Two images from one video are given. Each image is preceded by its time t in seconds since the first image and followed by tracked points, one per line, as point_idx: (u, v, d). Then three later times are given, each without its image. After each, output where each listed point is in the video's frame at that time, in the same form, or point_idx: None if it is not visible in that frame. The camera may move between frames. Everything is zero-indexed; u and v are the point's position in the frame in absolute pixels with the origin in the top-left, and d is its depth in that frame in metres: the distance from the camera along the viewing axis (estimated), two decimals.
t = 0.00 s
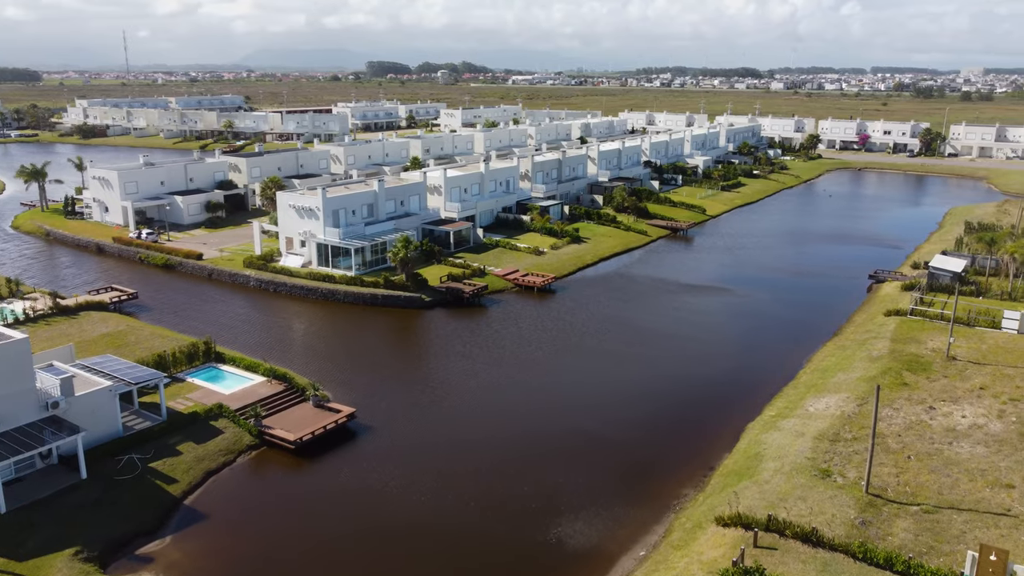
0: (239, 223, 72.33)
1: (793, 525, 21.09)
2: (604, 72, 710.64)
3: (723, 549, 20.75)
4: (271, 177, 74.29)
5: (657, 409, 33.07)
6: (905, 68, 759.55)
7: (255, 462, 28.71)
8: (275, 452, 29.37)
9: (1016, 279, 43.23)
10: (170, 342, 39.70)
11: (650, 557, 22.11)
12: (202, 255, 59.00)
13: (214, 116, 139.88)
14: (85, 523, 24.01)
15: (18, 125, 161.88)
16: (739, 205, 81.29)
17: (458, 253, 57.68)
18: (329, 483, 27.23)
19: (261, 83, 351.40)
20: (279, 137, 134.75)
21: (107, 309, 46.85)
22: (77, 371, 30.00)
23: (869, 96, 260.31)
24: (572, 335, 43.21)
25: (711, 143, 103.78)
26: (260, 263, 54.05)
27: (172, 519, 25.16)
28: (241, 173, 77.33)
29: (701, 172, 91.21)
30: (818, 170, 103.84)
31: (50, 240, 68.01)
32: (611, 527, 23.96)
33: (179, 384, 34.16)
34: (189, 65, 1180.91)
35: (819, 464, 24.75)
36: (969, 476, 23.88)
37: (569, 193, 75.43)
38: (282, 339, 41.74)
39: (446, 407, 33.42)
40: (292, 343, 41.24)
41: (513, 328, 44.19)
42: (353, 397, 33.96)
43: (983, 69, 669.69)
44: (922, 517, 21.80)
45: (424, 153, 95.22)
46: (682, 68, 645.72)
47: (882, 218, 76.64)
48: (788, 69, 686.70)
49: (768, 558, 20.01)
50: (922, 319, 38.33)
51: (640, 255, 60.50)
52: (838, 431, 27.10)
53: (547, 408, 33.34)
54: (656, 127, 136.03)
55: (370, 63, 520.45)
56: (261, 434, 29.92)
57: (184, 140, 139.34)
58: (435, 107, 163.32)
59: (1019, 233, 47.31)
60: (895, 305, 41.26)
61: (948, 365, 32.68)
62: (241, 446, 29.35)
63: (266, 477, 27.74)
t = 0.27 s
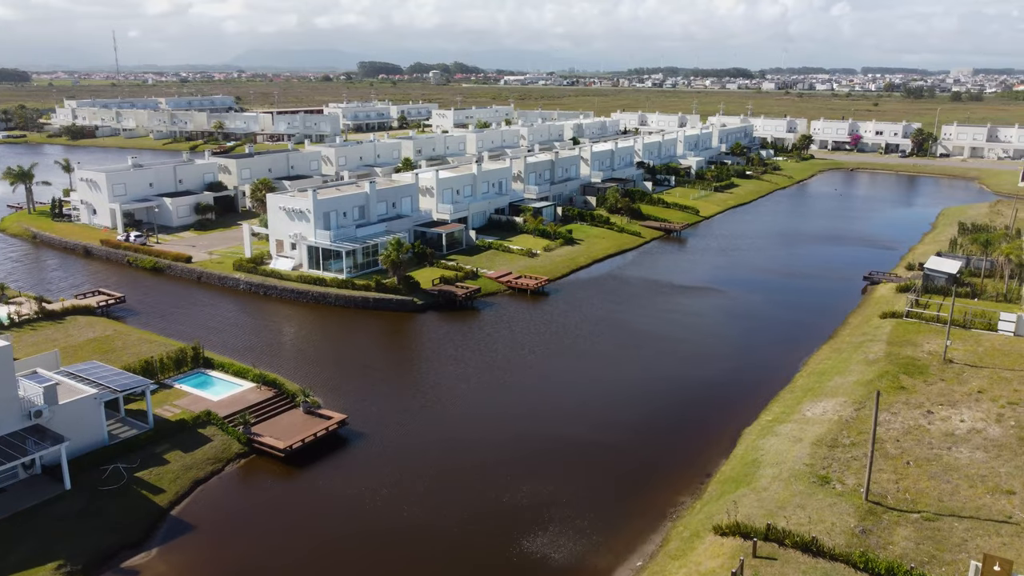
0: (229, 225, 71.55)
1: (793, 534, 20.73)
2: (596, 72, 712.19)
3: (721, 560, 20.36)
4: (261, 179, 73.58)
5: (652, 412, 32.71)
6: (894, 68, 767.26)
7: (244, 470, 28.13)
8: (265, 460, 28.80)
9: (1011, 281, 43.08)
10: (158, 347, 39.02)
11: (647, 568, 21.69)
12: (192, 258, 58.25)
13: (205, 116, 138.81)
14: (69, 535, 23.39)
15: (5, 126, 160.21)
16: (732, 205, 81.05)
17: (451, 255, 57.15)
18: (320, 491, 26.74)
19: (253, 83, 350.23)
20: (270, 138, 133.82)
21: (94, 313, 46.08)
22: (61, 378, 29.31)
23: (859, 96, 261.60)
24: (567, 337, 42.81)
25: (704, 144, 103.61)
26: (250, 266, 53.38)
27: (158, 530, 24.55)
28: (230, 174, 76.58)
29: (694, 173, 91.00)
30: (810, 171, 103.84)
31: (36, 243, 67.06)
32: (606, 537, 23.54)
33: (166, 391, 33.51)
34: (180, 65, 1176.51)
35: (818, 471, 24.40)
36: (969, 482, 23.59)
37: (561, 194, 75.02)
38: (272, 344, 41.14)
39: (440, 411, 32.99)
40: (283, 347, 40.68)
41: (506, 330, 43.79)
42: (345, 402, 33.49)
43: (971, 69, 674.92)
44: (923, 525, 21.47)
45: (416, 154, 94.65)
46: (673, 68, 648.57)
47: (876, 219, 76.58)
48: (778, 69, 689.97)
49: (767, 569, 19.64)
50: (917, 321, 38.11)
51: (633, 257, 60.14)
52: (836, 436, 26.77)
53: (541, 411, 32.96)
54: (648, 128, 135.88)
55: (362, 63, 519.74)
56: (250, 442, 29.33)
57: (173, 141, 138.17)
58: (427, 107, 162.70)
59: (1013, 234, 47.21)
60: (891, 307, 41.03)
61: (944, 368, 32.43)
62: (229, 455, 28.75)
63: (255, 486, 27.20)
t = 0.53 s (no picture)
0: (219, 227, 70.73)
1: (793, 543, 20.33)
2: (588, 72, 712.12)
3: (721, 571, 19.93)
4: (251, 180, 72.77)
5: (647, 416, 32.24)
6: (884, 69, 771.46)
7: (233, 479, 27.52)
8: (254, 468, 28.19)
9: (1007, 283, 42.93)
10: (145, 353, 38.30)
11: None
12: (181, 261, 57.44)
13: (195, 117, 137.68)
14: (51, 549, 22.71)
15: None
16: (725, 206, 80.78)
17: (443, 257, 56.61)
18: (310, 500, 26.16)
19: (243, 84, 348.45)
20: (262, 138, 132.88)
21: (81, 318, 45.30)
22: (44, 386, 28.63)
23: (850, 96, 263.15)
24: (561, 340, 42.37)
25: (696, 145, 103.35)
26: (240, 268, 52.70)
27: (144, 543, 23.89)
28: (220, 176, 75.76)
29: (687, 175, 90.74)
30: (803, 172, 103.72)
31: (23, 245, 66.07)
32: (601, 548, 23.03)
33: (153, 397, 32.84)
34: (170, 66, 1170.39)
35: (817, 478, 24.02)
36: (970, 489, 23.25)
37: (554, 195, 74.51)
38: (261, 349, 40.44)
39: (432, 416, 32.46)
40: (273, 352, 40.05)
41: (499, 333, 43.31)
42: (336, 408, 32.92)
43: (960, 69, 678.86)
44: (924, 533, 21.11)
45: (407, 155, 94.03)
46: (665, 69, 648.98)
47: (869, 220, 76.45)
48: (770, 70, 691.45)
49: None
50: (914, 324, 37.91)
51: (627, 259, 59.77)
52: (834, 441, 26.40)
53: (534, 416, 32.47)
54: (641, 128, 135.57)
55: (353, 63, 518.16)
56: (239, 450, 28.71)
57: (164, 143, 137.04)
58: (419, 108, 162.07)
59: (1008, 235, 47.13)
60: (886, 309, 40.90)
61: (942, 372, 32.16)
62: (217, 463, 28.12)
63: (245, 495, 26.61)
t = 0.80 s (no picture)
0: (179, 234, 67.66)
1: None
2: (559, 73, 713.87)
3: None
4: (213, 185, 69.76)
5: (632, 437, 30.55)
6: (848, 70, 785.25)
7: (185, 515, 25.07)
8: (208, 502, 25.75)
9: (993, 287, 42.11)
10: (93, 373, 35.54)
11: None
12: (137, 270, 54.41)
13: (157, 119, 133.47)
14: None
15: None
16: (702, 209, 79.65)
17: (414, 264, 54.40)
18: (271, 538, 23.87)
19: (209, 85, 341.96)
20: (226, 141, 129.22)
21: (25, 334, 42.30)
22: None
23: (819, 96, 265.94)
24: (539, 353, 40.54)
25: (671, 146, 102.38)
26: (199, 278, 49.94)
27: None
28: (180, 180, 72.63)
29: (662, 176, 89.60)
30: (778, 173, 103.27)
31: None
32: None
33: (99, 423, 30.22)
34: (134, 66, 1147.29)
35: (818, 504, 22.41)
36: (980, 514, 21.81)
37: (528, 198, 72.64)
38: (221, 367, 37.90)
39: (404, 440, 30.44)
40: (232, 369, 37.58)
41: (475, 346, 41.36)
42: (299, 431, 30.72)
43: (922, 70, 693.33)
44: (937, 566, 19.57)
45: (377, 158, 91.56)
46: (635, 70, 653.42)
47: (845, 221, 75.85)
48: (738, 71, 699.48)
49: None
50: (903, 330, 36.69)
51: (604, 264, 58.17)
52: (832, 462, 24.85)
53: (512, 440, 30.56)
54: (614, 129, 134.48)
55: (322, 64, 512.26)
56: (192, 481, 26.23)
57: (124, 145, 132.60)
58: (389, 110, 159.34)
59: (991, 237, 46.35)
60: (873, 316, 39.73)
61: (937, 382, 30.87)
62: (168, 497, 25.61)
63: (198, 533, 24.20)
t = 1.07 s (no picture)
0: (167, 236, 66.75)
1: None
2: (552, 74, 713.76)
3: None
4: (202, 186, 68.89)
5: (628, 439, 30.12)
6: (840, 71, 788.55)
7: (170, 527, 24.32)
8: (194, 513, 25.02)
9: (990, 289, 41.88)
10: (77, 379, 34.68)
11: None
12: (124, 273, 53.53)
13: (147, 120, 132.22)
14: None
15: None
16: (696, 209, 79.35)
17: (406, 267, 53.73)
18: (259, 550, 23.19)
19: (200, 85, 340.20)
20: (217, 141, 128.21)
21: (9, 339, 41.39)
22: None
23: (810, 96, 267.18)
24: (532, 355, 40.08)
25: (664, 146, 102.10)
26: (188, 281, 49.11)
27: None
28: (169, 182, 71.71)
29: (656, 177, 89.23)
30: (771, 173, 103.12)
31: None
32: None
33: (83, 431, 29.42)
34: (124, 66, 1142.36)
35: (819, 513, 21.93)
36: (984, 522, 21.37)
37: (521, 199, 72.10)
38: (210, 372, 37.13)
39: (396, 443, 29.98)
40: (221, 374, 36.92)
41: (469, 347, 40.92)
42: (289, 435, 30.25)
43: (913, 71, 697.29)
44: None
45: (368, 159, 90.87)
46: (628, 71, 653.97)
47: (839, 222, 75.67)
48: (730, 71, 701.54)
49: None
50: (901, 333, 36.35)
51: (598, 265, 57.68)
52: (833, 469, 24.39)
53: (507, 441, 30.14)
54: (607, 129, 134.12)
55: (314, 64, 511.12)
56: (178, 492, 25.49)
57: (113, 146, 131.34)
58: (381, 111, 158.48)
59: (988, 237, 46.11)
60: (870, 318, 39.40)
61: (936, 386, 30.50)
62: (152, 509, 24.85)
63: (184, 546, 23.47)
